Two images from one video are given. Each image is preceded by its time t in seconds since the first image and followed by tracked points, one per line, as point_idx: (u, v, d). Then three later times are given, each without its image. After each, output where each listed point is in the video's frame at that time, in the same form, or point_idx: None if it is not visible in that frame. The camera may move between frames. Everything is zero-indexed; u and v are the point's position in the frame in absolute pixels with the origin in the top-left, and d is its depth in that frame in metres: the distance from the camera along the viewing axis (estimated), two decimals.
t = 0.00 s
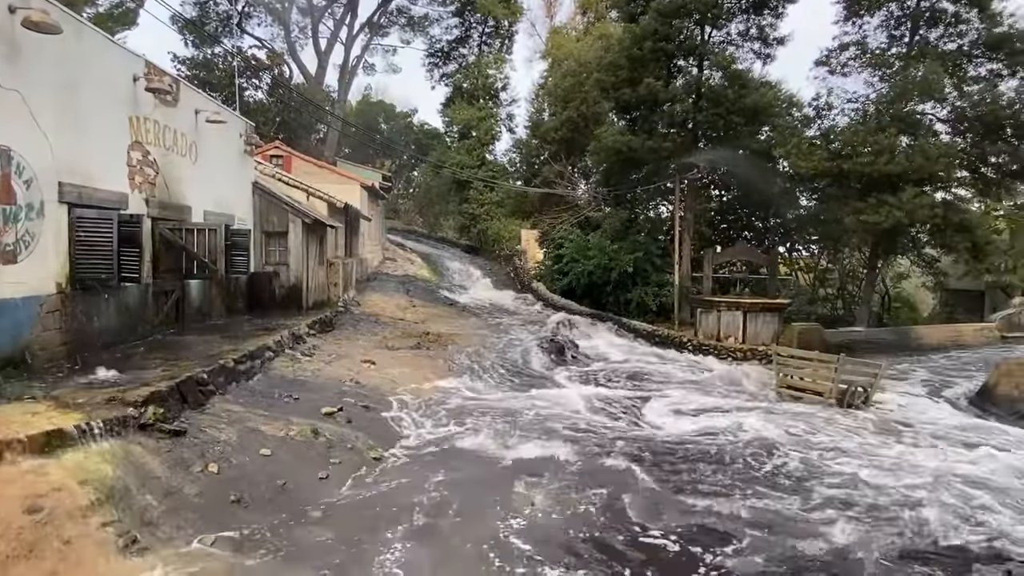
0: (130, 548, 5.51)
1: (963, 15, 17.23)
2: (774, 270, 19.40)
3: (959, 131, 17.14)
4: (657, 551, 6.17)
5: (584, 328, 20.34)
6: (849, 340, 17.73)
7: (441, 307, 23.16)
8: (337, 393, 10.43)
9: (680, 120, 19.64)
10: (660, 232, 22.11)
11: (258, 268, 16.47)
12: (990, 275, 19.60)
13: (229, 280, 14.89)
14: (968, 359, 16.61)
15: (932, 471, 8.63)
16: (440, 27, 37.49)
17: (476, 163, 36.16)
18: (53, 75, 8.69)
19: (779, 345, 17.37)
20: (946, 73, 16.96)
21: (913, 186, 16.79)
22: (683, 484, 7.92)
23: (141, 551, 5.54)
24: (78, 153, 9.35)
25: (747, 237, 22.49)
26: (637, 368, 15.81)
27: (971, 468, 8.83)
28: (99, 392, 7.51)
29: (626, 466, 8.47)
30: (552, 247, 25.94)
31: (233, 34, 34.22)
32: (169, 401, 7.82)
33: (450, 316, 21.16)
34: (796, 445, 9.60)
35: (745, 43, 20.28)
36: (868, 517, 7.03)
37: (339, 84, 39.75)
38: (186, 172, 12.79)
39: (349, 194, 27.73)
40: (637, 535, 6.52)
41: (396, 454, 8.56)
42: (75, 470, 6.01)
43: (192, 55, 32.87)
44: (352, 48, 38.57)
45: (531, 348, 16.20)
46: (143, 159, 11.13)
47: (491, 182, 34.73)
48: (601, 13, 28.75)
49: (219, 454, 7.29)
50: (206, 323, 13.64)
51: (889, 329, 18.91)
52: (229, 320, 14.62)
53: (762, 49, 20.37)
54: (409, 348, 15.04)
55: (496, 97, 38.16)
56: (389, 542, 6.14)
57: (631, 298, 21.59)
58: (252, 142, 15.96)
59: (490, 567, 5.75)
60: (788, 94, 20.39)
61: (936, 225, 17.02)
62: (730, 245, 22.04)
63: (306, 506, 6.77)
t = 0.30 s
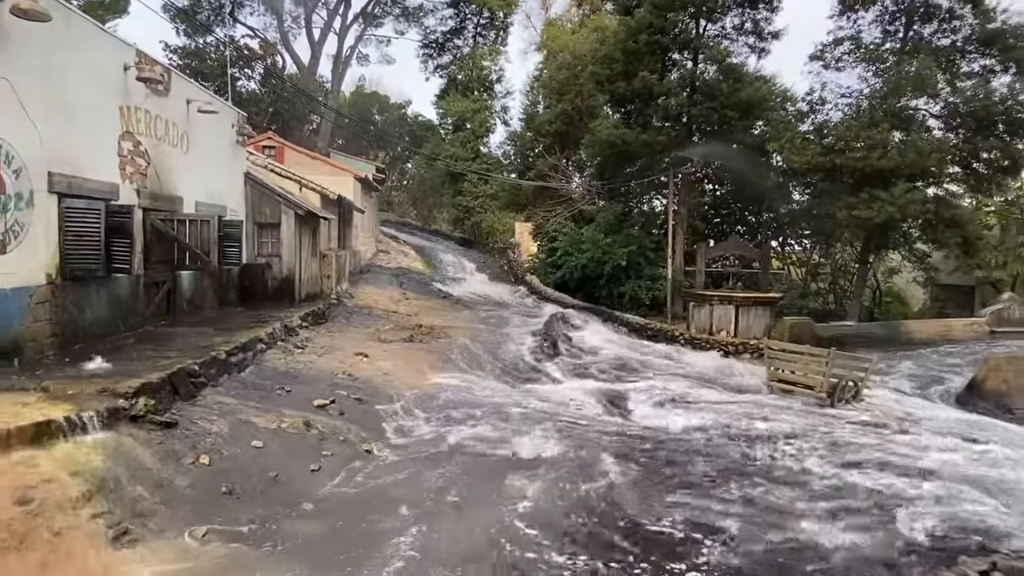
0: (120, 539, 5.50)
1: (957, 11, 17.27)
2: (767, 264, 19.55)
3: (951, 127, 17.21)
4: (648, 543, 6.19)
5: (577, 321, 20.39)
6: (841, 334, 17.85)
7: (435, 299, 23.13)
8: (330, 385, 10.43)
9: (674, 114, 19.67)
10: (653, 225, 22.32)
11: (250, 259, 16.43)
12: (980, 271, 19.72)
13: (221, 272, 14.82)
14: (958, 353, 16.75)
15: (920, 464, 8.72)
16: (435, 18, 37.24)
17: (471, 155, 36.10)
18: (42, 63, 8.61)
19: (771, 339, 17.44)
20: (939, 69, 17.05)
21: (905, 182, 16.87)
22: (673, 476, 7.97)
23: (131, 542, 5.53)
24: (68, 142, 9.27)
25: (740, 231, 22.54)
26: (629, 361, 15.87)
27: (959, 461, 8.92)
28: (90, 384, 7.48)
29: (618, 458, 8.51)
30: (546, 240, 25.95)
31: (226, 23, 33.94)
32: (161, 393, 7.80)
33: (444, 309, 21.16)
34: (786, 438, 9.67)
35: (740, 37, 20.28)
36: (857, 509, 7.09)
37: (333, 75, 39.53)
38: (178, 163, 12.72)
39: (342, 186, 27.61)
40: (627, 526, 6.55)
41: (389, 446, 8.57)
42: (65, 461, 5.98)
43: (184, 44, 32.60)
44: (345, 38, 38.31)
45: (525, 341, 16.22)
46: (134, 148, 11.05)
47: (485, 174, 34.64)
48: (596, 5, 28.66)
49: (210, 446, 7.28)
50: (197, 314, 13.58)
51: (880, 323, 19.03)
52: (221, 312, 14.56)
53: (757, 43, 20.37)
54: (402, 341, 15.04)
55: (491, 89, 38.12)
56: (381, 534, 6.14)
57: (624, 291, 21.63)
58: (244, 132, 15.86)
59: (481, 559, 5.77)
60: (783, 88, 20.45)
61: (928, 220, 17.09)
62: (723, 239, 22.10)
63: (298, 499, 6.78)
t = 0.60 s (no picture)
0: (111, 531, 5.47)
1: (951, 5, 17.29)
2: (759, 257, 19.62)
3: (943, 122, 17.26)
4: (639, 534, 6.22)
5: (570, 314, 20.42)
6: (832, 328, 17.95)
7: (428, 292, 23.11)
8: (322, 377, 10.41)
9: (668, 107, 19.65)
10: (647, 219, 22.23)
11: (242, 252, 16.39)
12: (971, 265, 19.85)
13: (212, 263, 14.74)
14: (948, 347, 16.87)
15: (910, 456, 8.79)
16: (428, 9, 36.97)
17: (464, 148, 36.04)
18: (31, 51, 8.50)
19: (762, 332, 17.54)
20: (932, 64, 17.09)
21: (898, 175, 16.94)
22: (665, 469, 7.99)
23: (122, 534, 5.50)
24: (57, 132, 9.17)
25: (733, 225, 22.60)
26: (622, 354, 15.91)
27: (949, 453, 8.98)
28: (80, 376, 7.43)
29: (610, 450, 8.56)
30: (539, 233, 25.95)
31: (217, 13, 33.62)
32: (151, 385, 7.76)
33: (437, 301, 21.13)
34: (778, 431, 9.72)
35: (734, 30, 20.23)
36: (848, 501, 7.13)
37: (325, 66, 39.27)
38: (169, 153, 12.61)
39: (335, 178, 27.48)
40: (619, 518, 6.57)
41: (381, 438, 8.56)
42: (55, 454, 5.96)
43: (175, 34, 32.27)
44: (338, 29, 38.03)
45: (518, 335, 16.24)
46: (124, 139, 10.94)
47: (479, 167, 34.55)
48: None
49: (202, 438, 7.26)
50: (189, 306, 13.50)
51: (871, 316, 19.15)
52: (213, 303, 14.49)
53: (751, 36, 20.34)
54: (395, 333, 15.03)
55: (485, 81, 38.09)
56: (373, 526, 6.13)
57: (617, 284, 21.66)
58: (236, 123, 15.73)
59: (473, 550, 5.77)
60: (776, 82, 20.46)
61: (920, 214, 17.16)
62: (715, 233, 22.13)
63: (291, 491, 6.77)
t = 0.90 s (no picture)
0: (99, 524, 5.45)
1: None
2: (752, 250, 19.62)
3: (936, 114, 17.29)
4: (629, 525, 6.21)
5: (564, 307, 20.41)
6: (824, 320, 18.01)
7: (421, 285, 23.05)
8: (314, 370, 10.38)
9: (662, 98, 19.61)
10: (640, 211, 22.38)
11: (233, 244, 16.34)
12: (962, 257, 19.95)
13: (202, 255, 14.64)
14: (939, 339, 16.96)
15: (901, 447, 8.81)
16: None
17: (458, 140, 35.93)
18: (16, 41, 8.37)
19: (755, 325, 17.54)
20: (925, 56, 17.11)
21: (890, 167, 16.95)
22: (654, 459, 8.01)
23: (109, 527, 5.46)
24: (43, 122, 9.05)
25: (727, 217, 22.62)
26: (615, 346, 15.90)
27: (938, 444, 9.04)
28: (67, 368, 7.37)
29: (602, 442, 8.56)
30: (533, 225, 25.91)
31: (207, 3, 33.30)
32: (140, 377, 7.71)
33: (430, 294, 21.10)
34: (769, 422, 9.76)
35: (728, 21, 20.17)
36: (839, 491, 7.16)
37: (318, 58, 38.98)
38: (158, 144, 12.49)
39: (327, 169, 27.35)
40: (610, 508, 6.59)
41: (372, 430, 8.54)
42: (43, 448, 5.99)
43: (165, 24, 31.97)
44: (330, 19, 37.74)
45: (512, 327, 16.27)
46: (113, 130, 10.82)
47: (472, 159, 34.44)
48: None
49: (191, 431, 7.23)
50: (180, 298, 13.41)
51: (863, 308, 19.22)
52: (203, 296, 14.41)
53: (745, 28, 20.29)
54: (388, 326, 14.99)
55: (478, 72, 37.95)
56: (362, 520, 6.11)
57: (610, 277, 21.66)
58: (226, 114, 15.59)
59: (461, 543, 5.76)
60: (770, 74, 20.43)
61: (911, 207, 17.20)
62: (709, 225, 22.15)
63: (283, 483, 6.75)
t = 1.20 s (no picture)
0: (84, 520, 5.41)
1: None
2: (745, 242, 19.65)
3: (928, 105, 17.27)
4: (617, 518, 6.20)
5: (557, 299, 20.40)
6: (816, 311, 18.08)
7: (414, 277, 22.98)
8: (305, 363, 10.33)
9: (655, 89, 19.53)
10: (634, 203, 22.45)
11: (224, 236, 16.25)
12: (953, 248, 20.02)
13: (191, 248, 14.53)
14: (931, 329, 17.03)
15: (891, 437, 8.83)
16: None
17: (451, 131, 35.76)
18: None
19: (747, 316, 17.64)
20: (918, 47, 17.08)
21: (882, 158, 16.94)
22: (646, 451, 8.00)
23: (94, 523, 5.42)
24: (27, 114, 8.92)
25: (720, 209, 22.60)
26: (608, 338, 15.89)
27: (928, 435, 9.06)
28: (52, 363, 7.29)
29: (593, 434, 8.56)
30: (526, 217, 25.85)
31: None
32: (127, 371, 7.63)
33: (422, 286, 21.04)
34: (761, 413, 9.76)
35: (721, 11, 20.12)
36: (829, 481, 7.17)
37: (309, 48, 38.70)
38: (145, 136, 12.35)
39: (318, 161, 27.19)
40: (600, 498, 6.60)
41: (362, 423, 8.50)
42: (27, 443, 5.90)
43: (154, 14, 31.65)
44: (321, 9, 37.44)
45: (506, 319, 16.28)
46: (98, 121, 10.69)
47: (465, 150, 34.33)
48: None
49: (179, 425, 7.17)
50: (169, 291, 13.32)
51: (855, 299, 19.28)
52: (194, 289, 14.30)
53: (738, 18, 20.23)
54: (381, 319, 14.93)
55: (471, 63, 37.78)
56: (348, 514, 6.06)
57: (603, 269, 21.62)
58: (215, 105, 15.44)
59: (448, 537, 5.72)
60: (763, 64, 20.35)
61: (903, 197, 17.23)
62: (702, 216, 22.12)
63: (272, 476, 6.71)
